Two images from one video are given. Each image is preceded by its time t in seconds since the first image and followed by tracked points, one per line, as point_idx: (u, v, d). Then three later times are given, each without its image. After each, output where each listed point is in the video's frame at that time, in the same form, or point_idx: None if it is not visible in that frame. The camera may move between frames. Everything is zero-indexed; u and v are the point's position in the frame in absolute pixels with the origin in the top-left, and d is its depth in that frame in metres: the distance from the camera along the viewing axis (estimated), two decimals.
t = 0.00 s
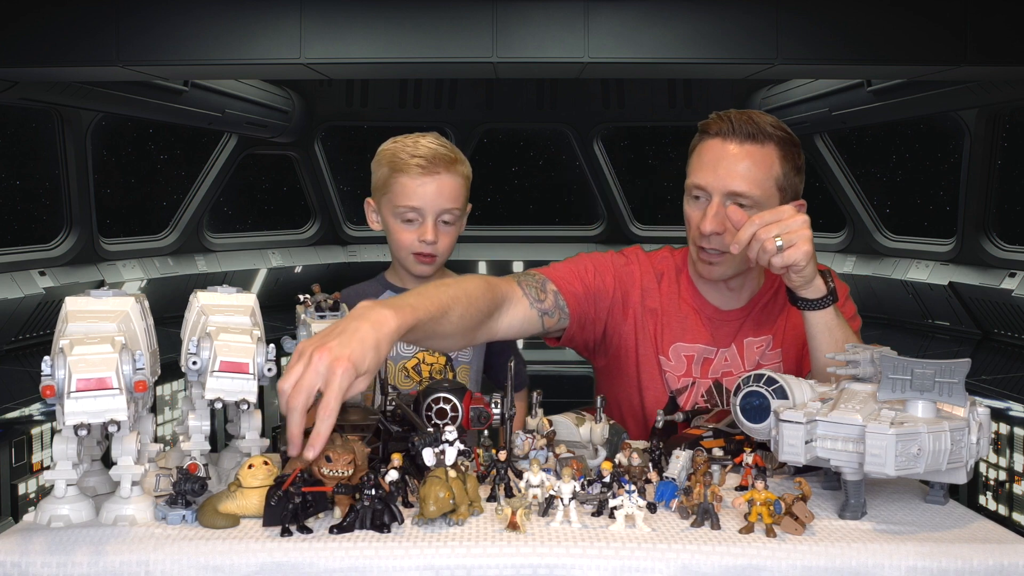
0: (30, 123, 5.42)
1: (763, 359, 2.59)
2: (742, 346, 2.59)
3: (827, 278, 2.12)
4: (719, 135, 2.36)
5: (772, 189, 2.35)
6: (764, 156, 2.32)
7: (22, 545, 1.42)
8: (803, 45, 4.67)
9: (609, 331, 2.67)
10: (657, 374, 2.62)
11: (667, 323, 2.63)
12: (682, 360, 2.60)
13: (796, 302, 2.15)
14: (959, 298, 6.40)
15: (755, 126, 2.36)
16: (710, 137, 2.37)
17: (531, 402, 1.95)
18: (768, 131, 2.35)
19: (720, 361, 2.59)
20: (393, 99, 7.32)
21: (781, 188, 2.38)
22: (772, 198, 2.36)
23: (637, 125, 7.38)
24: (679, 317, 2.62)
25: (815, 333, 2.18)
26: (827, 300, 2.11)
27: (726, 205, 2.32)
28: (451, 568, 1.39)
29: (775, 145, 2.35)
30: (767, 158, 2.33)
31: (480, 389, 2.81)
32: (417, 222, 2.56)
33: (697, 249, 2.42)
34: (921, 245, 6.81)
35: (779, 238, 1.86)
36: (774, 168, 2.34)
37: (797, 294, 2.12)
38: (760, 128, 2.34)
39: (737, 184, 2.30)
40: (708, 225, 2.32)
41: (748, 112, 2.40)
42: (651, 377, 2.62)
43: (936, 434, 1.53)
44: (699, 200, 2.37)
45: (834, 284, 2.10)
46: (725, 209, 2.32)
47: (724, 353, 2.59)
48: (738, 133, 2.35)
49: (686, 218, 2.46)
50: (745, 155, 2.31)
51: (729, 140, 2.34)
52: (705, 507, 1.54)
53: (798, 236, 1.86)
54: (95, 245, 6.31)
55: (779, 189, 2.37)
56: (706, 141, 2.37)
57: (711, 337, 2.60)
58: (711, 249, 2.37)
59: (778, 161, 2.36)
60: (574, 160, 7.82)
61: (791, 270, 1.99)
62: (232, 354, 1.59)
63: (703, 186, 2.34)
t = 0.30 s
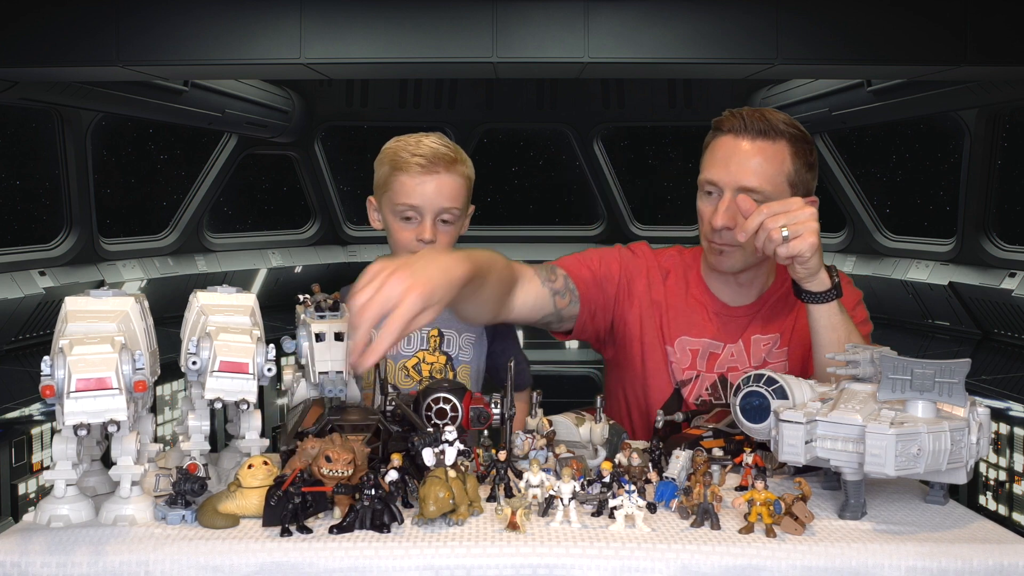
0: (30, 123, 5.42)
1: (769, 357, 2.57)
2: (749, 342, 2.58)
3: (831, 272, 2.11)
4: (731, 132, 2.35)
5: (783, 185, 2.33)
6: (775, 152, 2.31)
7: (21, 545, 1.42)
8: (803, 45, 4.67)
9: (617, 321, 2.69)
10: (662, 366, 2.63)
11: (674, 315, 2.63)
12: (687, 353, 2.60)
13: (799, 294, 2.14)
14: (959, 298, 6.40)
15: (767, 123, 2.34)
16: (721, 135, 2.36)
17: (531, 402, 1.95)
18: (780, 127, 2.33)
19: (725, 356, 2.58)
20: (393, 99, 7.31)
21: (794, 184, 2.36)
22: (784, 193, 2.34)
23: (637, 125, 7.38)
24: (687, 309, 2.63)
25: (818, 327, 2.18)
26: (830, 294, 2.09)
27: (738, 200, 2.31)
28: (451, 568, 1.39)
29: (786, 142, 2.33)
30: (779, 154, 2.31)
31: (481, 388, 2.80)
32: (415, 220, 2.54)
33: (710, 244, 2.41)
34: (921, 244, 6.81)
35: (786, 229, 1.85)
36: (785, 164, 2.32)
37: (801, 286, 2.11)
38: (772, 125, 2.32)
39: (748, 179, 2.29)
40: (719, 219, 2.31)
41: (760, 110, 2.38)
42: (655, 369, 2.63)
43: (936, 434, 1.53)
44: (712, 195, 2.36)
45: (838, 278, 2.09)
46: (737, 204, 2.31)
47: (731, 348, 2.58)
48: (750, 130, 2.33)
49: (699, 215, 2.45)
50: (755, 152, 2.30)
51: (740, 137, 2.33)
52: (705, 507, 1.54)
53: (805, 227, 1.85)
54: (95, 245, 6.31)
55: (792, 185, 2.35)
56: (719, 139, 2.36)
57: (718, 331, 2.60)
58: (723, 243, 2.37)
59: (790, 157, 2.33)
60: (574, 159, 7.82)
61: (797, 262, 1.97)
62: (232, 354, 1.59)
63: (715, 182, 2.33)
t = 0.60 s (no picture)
0: (30, 123, 5.43)
1: (773, 352, 2.59)
2: (754, 335, 2.61)
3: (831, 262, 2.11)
4: (718, 123, 2.40)
5: (772, 168, 2.36)
6: (761, 138, 2.36)
7: (21, 545, 1.42)
8: (803, 45, 4.67)
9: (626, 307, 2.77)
10: (666, 351, 2.68)
11: (681, 302, 2.69)
12: (691, 340, 2.66)
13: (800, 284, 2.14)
14: (959, 298, 6.39)
15: (752, 111, 2.39)
16: (709, 127, 2.42)
17: (531, 402, 1.96)
18: (766, 115, 2.39)
19: (730, 345, 2.62)
20: (393, 99, 7.29)
21: (782, 168, 2.39)
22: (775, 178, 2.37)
23: (637, 125, 7.38)
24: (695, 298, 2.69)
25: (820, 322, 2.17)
26: (830, 284, 2.10)
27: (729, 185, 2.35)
28: (451, 568, 1.39)
29: (772, 128, 2.38)
30: (765, 139, 2.36)
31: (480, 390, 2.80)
32: (419, 219, 2.54)
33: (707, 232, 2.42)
34: (921, 244, 6.81)
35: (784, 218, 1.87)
36: (772, 148, 2.36)
37: (803, 276, 2.12)
38: (757, 114, 2.37)
39: (737, 163, 2.33)
40: (711, 204, 2.34)
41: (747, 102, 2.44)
42: (660, 354, 2.69)
43: (936, 434, 1.53)
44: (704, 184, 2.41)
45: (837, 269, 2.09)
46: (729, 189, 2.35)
47: (736, 338, 2.62)
48: (736, 119, 2.39)
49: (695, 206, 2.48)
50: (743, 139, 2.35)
51: (728, 126, 2.38)
52: (705, 508, 1.54)
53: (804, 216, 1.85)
54: (95, 245, 6.30)
55: (781, 169, 2.38)
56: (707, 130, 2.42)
57: (724, 321, 2.64)
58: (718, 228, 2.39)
59: (775, 142, 2.38)
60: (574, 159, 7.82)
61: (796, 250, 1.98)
62: (232, 354, 1.59)
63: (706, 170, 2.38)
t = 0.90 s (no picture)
0: (30, 123, 5.43)
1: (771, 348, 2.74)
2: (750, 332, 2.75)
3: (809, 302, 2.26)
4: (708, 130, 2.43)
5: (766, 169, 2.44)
6: (753, 142, 2.41)
7: (22, 545, 1.41)
8: (803, 45, 4.66)
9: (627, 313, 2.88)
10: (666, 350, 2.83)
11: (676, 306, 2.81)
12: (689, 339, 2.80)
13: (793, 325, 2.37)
14: (959, 298, 6.39)
15: (739, 115, 2.42)
16: (698, 135, 2.44)
17: (531, 402, 1.95)
18: (750, 117, 2.43)
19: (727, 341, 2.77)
20: (393, 99, 7.27)
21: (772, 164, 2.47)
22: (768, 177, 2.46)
23: (637, 125, 7.38)
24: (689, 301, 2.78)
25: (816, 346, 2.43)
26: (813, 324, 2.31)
27: (728, 193, 2.43)
28: (451, 568, 1.39)
29: (759, 129, 2.42)
30: (756, 143, 2.41)
31: (481, 390, 2.81)
32: (424, 219, 2.55)
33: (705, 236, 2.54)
34: (921, 244, 6.82)
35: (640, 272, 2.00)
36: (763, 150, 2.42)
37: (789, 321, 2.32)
38: (739, 119, 2.42)
39: (736, 172, 2.40)
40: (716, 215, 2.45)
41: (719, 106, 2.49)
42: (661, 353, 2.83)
43: (936, 434, 1.53)
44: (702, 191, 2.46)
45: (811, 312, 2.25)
46: (729, 197, 2.43)
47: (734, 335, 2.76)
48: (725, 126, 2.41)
49: (685, 210, 2.54)
50: (732, 150, 2.39)
51: (719, 134, 2.41)
52: (706, 508, 1.54)
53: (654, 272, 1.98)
54: (95, 245, 6.30)
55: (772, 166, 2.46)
56: (697, 137, 2.44)
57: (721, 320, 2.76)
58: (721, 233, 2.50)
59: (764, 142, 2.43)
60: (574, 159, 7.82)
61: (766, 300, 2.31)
62: (232, 354, 1.59)
63: (703, 179, 2.43)
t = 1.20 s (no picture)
0: (30, 123, 5.43)
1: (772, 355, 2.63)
2: (749, 340, 2.64)
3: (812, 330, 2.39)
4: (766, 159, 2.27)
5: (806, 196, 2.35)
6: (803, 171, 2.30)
7: (22, 545, 1.42)
8: (803, 45, 4.66)
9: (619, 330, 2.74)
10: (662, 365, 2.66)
11: (669, 314, 2.69)
12: (685, 352, 2.65)
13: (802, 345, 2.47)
14: (959, 298, 6.39)
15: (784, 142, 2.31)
16: (753, 163, 2.28)
17: (531, 402, 1.95)
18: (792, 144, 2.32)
19: (726, 349, 2.64)
20: (393, 99, 7.26)
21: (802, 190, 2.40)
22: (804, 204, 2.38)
23: (637, 125, 7.39)
24: (684, 309, 2.67)
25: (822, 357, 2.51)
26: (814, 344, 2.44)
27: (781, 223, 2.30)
28: (451, 568, 1.39)
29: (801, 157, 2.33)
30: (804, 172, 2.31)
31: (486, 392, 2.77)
32: (429, 220, 2.46)
33: (748, 262, 2.39)
34: (921, 244, 6.82)
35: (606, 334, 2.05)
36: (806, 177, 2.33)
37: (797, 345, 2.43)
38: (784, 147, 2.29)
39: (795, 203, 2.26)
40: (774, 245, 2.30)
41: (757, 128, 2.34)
42: (656, 368, 2.67)
43: (936, 434, 1.53)
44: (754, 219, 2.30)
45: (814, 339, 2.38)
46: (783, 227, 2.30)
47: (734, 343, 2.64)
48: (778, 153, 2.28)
49: (730, 234, 2.36)
50: (785, 176, 2.25)
51: (776, 163, 2.26)
52: (705, 507, 1.54)
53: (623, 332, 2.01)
54: (95, 245, 6.30)
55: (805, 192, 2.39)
56: (755, 164, 2.27)
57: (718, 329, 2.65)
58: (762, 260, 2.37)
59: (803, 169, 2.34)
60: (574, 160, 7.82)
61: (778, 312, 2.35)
62: (232, 354, 1.59)
63: (764, 209, 2.26)
